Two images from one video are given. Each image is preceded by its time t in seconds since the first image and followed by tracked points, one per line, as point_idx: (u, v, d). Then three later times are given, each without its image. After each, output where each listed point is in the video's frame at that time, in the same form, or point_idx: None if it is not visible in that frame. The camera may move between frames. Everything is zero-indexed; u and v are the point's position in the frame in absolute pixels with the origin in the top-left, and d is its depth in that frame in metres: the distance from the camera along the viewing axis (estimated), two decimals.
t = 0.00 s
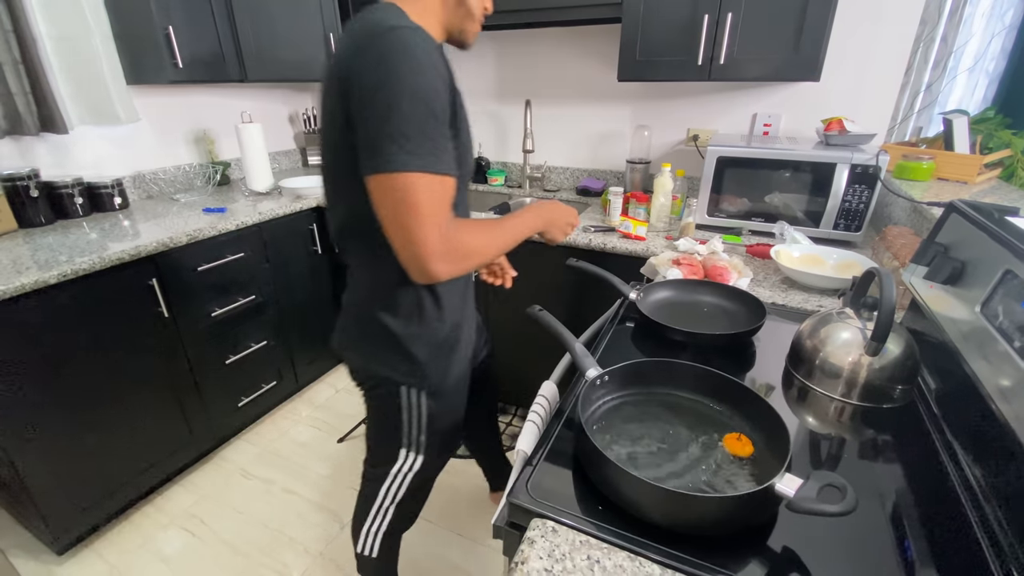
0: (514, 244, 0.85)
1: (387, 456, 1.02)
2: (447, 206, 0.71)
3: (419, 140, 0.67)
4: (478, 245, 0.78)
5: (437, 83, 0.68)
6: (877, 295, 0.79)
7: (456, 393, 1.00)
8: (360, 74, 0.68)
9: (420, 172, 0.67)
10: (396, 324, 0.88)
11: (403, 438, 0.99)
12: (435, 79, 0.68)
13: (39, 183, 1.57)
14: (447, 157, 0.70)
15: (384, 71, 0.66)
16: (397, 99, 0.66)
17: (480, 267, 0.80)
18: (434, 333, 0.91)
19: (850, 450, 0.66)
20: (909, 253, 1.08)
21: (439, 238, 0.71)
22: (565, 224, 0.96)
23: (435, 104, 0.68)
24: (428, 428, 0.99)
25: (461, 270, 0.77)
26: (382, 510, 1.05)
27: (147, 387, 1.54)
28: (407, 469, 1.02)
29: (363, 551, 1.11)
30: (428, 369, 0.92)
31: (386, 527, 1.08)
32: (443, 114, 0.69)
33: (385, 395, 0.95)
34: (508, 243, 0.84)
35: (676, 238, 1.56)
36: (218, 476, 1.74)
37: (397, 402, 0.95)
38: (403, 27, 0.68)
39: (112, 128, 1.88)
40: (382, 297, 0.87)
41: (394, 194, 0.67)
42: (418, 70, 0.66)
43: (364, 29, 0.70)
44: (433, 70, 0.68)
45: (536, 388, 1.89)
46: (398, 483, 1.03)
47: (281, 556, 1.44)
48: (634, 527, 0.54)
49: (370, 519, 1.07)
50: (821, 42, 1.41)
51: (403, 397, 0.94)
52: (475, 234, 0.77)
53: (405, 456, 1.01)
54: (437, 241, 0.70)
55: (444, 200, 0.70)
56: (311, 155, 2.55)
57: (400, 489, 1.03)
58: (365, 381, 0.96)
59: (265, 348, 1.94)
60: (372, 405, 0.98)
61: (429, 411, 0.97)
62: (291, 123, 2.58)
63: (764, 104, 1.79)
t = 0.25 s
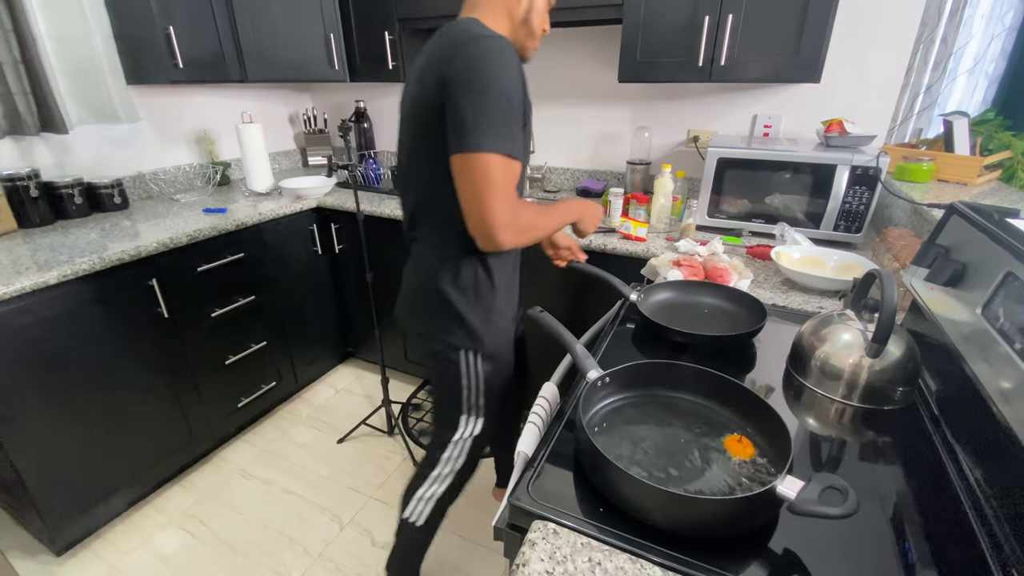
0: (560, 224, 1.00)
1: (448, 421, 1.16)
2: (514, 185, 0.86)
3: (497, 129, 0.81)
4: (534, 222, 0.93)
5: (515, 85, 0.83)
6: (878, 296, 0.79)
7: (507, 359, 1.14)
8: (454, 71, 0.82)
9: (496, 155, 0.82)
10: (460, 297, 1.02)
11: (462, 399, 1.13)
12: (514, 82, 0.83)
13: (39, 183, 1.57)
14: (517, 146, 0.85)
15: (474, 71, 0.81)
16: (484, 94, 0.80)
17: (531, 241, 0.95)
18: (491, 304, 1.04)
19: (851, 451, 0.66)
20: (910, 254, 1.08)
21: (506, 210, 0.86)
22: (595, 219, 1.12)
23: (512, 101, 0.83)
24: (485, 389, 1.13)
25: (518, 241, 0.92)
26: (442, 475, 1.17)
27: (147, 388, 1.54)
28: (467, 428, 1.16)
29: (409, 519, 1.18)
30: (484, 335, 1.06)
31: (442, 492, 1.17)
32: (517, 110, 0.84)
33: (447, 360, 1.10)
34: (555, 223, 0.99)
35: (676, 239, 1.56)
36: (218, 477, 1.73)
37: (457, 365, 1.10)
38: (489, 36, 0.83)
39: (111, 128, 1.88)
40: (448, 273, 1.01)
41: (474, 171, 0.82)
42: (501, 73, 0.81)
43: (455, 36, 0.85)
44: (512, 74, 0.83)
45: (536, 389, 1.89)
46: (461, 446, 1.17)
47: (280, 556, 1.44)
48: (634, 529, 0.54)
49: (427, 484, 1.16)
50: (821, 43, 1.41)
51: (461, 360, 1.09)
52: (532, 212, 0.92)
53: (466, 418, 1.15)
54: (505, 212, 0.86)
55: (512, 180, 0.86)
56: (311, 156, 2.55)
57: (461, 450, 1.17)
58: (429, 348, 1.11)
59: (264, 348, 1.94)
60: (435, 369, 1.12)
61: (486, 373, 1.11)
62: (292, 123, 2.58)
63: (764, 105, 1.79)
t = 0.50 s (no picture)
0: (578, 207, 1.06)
1: (485, 393, 1.28)
2: (533, 163, 0.93)
3: (521, 108, 0.89)
4: (552, 201, 0.99)
5: (541, 72, 0.91)
6: (872, 297, 0.79)
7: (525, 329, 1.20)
8: (487, 57, 0.91)
9: (520, 132, 0.89)
10: (471, 269, 1.12)
11: (489, 368, 1.23)
12: (541, 69, 0.91)
13: (35, 183, 1.57)
14: (537, 126, 0.92)
15: (504, 56, 0.89)
16: (512, 76, 0.88)
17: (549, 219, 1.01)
18: (499, 273, 1.12)
19: (846, 452, 0.66)
20: (904, 256, 1.09)
21: (525, 184, 0.93)
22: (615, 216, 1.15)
23: (537, 86, 0.90)
24: (506, 358, 1.21)
25: (536, 217, 0.98)
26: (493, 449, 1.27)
27: (142, 389, 1.53)
28: (501, 399, 1.25)
29: (470, 494, 1.27)
30: (496, 303, 1.14)
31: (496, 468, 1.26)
32: (540, 95, 0.91)
33: (467, 329, 1.20)
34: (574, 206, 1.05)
35: (672, 241, 1.57)
36: (214, 478, 1.73)
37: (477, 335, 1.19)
38: (518, 28, 0.91)
39: (107, 129, 1.87)
40: (460, 248, 1.12)
41: (498, 146, 0.89)
42: (528, 60, 0.89)
43: (489, 28, 0.94)
44: (539, 62, 0.90)
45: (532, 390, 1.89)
46: (502, 418, 1.27)
47: (276, 558, 1.44)
48: (629, 530, 0.54)
49: (481, 459, 1.26)
50: (816, 46, 1.42)
51: (478, 328, 1.17)
52: (551, 191, 0.98)
53: (498, 388, 1.25)
54: (524, 185, 0.92)
55: (532, 157, 0.93)
56: (308, 157, 2.55)
57: (503, 423, 1.26)
58: (451, 320, 1.22)
59: (260, 350, 1.93)
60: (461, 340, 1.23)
61: (503, 341, 1.19)
62: (289, 124, 2.58)
63: (760, 108, 1.80)
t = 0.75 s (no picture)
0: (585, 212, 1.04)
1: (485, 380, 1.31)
2: (541, 160, 0.93)
3: (533, 106, 0.89)
4: (557, 201, 0.98)
5: (556, 73, 0.91)
6: (867, 301, 0.80)
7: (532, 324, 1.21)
8: (504, 55, 0.92)
9: (529, 128, 0.89)
10: (483, 263, 1.13)
11: (492, 359, 1.25)
12: (557, 69, 0.91)
13: (32, 185, 1.57)
14: (548, 125, 0.92)
15: (521, 54, 0.90)
16: (526, 74, 0.89)
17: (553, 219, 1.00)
18: (511, 268, 1.13)
19: (840, 455, 0.66)
20: (898, 259, 1.09)
21: (529, 178, 0.93)
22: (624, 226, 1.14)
23: (551, 86, 0.90)
24: (510, 350, 1.23)
25: (539, 214, 0.98)
26: (492, 435, 1.33)
27: (138, 391, 1.53)
28: (501, 388, 1.29)
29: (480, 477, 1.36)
30: (506, 297, 1.15)
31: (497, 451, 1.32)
32: (554, 94, 0.92)
33: (476, 321, 1.21)
34: (581, 211, 1.03)
35: (669, 243, 1.57)
36: (210, 481, 1.72)
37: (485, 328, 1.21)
38: (538, 28, 0.92)
39: (103, 130, 1.87)
40: (474, 241, 1.13)
41: (507, 140, 0.90)
42: (544, 59, 0.89)
43: (511, 27, 0.95)
44: (556, 62, 0.91)
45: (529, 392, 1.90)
46: (500, 407, 1.31)
47: (272, 561, 1.43)
48: (624, 533, 0.54)
49: (484, 443, 1.35)
50: (811, 51, 1.42)
51: (487, 322, 1.19)
52: (556, 190, 0.98)
53: (498, 377, 1.28)
54: (528, 179, 0.93)
55: (539, 154, 0.93)
56: (306, 159, 2.55)
57: (502, 410, 1.30)
58: (463, 311, 1.23)
59: (257, 352, 1.93)
60: (470, 331, 1.26)
61: (509, 334, 1.20)
62: (286, 127, 2.58)
63: (756, 112, 1.81)
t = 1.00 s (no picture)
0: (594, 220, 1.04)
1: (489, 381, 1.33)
2: (550, 168, 0.94)
3: (541, 114, 0.90)
4: (566, 207, 0.98)
5: (563, 81, 0.92)
6: (863, 304, 0.80)
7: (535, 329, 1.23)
8: (512, 63, 0.93)
9: (538, 136, 0.90)
10: (491, 268, 1.14)
11: (495, 359, 1.28)
12: (564, 77, 0.92)
13: (30, 187, 1.56)
14: (556, 132, 0.92)
15: (527, 63, 0.90)
16: (534, 81, 0.89)
17: (562, 226, 1.00)
18: (517, 273, 1.15)
19: (837, 458, 0.67)
20: (894, 263, 1.10)
21: (539, 186, 0.93)
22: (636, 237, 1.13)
23: (558, 94, 0.91)
24: (511, 352, 1.25)
25: (548, 221, 0.98)
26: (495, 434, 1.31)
27: (136, 393, 1.52)
28: (502, 390, 1.30)
29: (480, 479, 1.32)
30: (510, 302, 1.17)
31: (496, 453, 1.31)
32: (561, 103, 0.92)
33: (483, 322, 1.24)
34: (590, 219, 1.03)
35: (667, 246, 1.57)
36: (207, 483, 1.72)
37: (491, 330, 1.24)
38: (545, 37, 0.93)
39: (102, 132, 1.87)
40: (482, 246, 1.14)
41: (516, 148, 0.91)
42: (552, 67, 0.90)
43: (518, 36, 0.96)
44: (563, 71, 0.91)
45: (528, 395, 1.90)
46: (501, 408, 1.31)
47: (269, 564, 1.43)
48: (620, 536, 0.54)
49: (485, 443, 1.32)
50: (808, 55, 1.43)
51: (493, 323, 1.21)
52: (566, 198, 0.98)
53: (501, 379, 1.30)
54: (537, 186, 0.93)
55: (549, 162, 0.93)
56: (304, 161, 2.55)
57: (502, 412, 1.31)
58: (470, 311, 1.26)
59: (255, 354, 1.93)
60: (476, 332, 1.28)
61: (512, 337, 1.22)
62: (285, 129, 2.58)
63: (753, 115, 1.81)
